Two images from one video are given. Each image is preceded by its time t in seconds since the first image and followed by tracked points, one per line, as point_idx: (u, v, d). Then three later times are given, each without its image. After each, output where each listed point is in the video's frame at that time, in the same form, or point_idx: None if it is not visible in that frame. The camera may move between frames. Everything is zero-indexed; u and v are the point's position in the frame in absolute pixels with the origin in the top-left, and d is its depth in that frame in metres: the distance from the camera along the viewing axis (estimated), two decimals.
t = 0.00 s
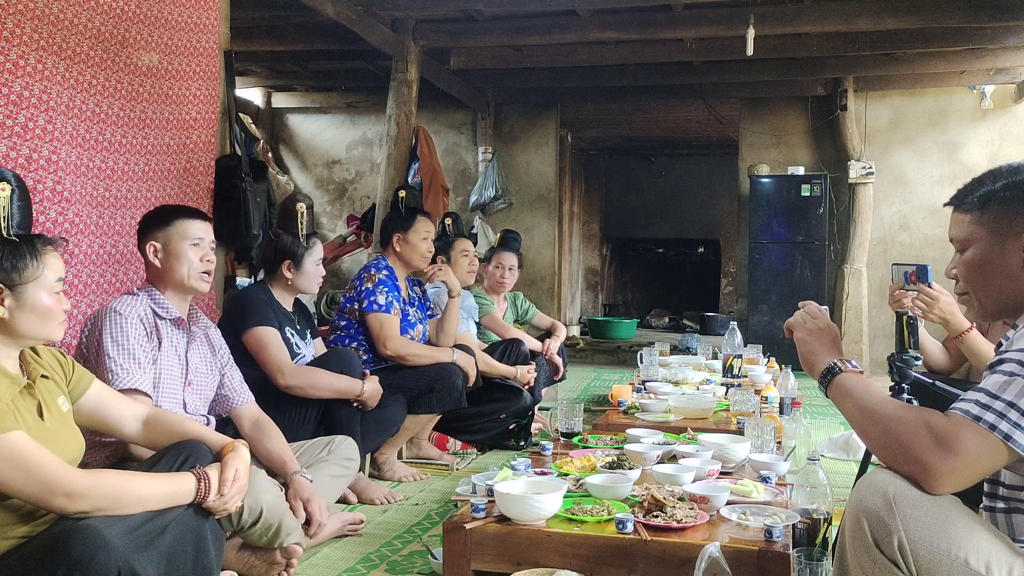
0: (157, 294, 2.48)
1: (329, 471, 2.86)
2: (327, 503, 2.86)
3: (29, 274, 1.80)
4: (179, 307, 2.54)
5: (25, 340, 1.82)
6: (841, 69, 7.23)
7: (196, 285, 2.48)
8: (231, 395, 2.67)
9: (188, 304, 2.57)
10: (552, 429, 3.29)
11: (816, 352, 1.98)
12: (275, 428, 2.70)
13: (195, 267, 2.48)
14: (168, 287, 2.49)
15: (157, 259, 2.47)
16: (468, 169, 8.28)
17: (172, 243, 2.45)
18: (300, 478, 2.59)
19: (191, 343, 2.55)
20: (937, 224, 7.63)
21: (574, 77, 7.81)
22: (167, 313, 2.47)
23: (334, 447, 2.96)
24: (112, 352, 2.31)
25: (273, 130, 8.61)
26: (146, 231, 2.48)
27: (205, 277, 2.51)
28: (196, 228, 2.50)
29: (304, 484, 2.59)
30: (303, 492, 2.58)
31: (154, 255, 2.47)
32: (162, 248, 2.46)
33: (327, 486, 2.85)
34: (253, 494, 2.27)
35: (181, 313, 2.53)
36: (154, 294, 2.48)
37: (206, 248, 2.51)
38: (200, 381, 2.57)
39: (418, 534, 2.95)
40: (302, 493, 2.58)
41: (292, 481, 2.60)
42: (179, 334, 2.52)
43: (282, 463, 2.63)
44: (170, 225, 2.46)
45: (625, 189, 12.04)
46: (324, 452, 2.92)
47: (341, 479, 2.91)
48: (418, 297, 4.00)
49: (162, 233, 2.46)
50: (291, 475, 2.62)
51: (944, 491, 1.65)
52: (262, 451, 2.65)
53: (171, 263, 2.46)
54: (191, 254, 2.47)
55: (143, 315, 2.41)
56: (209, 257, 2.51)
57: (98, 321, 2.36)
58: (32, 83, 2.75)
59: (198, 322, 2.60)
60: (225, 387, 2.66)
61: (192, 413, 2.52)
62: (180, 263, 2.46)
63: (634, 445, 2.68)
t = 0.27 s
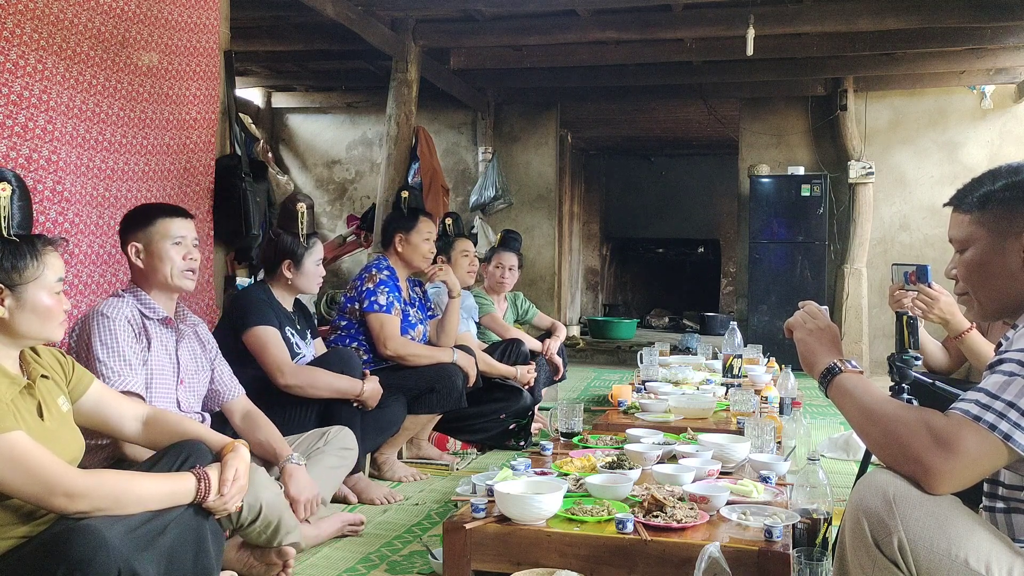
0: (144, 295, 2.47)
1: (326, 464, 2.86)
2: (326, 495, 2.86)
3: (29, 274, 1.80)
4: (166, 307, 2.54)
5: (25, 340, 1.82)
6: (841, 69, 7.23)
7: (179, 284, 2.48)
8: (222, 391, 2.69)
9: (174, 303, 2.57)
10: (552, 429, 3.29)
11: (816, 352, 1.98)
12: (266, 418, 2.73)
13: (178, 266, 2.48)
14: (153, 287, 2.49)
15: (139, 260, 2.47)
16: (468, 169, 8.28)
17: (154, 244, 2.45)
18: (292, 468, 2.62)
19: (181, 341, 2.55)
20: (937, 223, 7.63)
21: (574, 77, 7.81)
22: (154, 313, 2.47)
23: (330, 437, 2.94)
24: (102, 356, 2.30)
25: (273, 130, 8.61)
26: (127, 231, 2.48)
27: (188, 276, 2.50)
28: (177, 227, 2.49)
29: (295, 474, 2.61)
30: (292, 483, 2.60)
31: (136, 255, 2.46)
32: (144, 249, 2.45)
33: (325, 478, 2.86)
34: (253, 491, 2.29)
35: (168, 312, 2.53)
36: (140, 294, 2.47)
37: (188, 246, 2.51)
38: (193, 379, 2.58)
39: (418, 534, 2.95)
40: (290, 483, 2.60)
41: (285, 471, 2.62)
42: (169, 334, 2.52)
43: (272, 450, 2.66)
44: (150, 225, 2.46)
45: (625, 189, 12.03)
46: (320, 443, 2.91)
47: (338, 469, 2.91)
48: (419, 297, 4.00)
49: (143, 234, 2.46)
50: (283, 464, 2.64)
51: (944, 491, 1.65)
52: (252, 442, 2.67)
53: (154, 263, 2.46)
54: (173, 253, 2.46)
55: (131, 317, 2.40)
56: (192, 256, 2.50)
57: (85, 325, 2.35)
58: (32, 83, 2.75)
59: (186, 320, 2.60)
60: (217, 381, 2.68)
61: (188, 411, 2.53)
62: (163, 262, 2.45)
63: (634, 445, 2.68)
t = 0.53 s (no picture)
0: (124, 295, 2.47)
1: (322, 450, 2.90)
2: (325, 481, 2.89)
3: (30, 274, 1.80)
4: (148, 306, 2.54)
5: (25, 340, 1.82)
6: (841, 69, 7.23)
7: (160, 283, 2.48)
8: (215, 382, 2.71)
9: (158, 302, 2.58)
10: (552, 429, 3.29)
11: (816, 352, 1.98)
12: (259, 412, 2.72)
13: (158, 265, 2.48)
14: (133, 287, 2.49)
15: (118, 261, 2.47)
16: (468, 169, 8.28)
17: (132, 244, 2.45)
18: (285, 460, 2.59)
19: (167, 339, 2.56)
20: (937, 224, 7.63)
21: (574, 77, 7.81)
22: (136, 312, 2.47)
23: (323, 423, 2.97)
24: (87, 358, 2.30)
25: (273, 130, 8.62)
26: (105, 233, 2.48)
27: (168, 274, 2.50)
28: (155, 226, 2.49)
29: (289, 466, 2.59)
30: (287, 476, 2.58)
31: (115, 257, 2.46)
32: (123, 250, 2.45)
33: (322, 464, 2.89)
34: (252, 486, 2.29)
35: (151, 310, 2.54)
36: (121, 295, 2.47)
37: (167, 244, 2.51)
38: (181, 375, 2.59)
39: (418, 534, 2.95)
40: (285, 476, 2.58)
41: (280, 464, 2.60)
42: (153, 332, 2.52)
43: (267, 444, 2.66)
44: (126, 225, 2.46)
45: (625, 189, 12.03)
46: (313, 429, 2.95)
47: (334, 455, 2.95)
48: (420, 298, 4.00)
49: (121, 234, 2.46)
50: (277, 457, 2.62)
51: (944, 490, 1.65)
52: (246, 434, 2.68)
53: (133, 263, 2.45)
54: (152, 252, 2.46)
55: (112, 318, 2.40)
56: (171, 254, 2.50)
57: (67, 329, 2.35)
58: (32, 83, 2.75)
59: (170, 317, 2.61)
60: (208, 374, 2.70)
61: (179, 408, 2.55)
62: (142, 262, 2.45)
63: (634, 445, 2.68)
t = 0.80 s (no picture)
0: (103, 298, 2.48)
1: (314, 431, 2.89)
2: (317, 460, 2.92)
3: (30, 274, 1.80)
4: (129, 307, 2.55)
5: (25, 340, 1.82)
6: (841, 69, 7.23)
7: (141, 283, 2.49)
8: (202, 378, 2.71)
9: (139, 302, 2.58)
10: (552, 429, 3.29)
11: (816, 352, 1.98)
12: (248, 403, 2.73)
13: (139, 266, 2.49)
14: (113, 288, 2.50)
15: (99, 263, 2.47)
16: (468, 169, 8.28)
17: (113, 246, 2.46)
18: (277, 444, 2.59)
19: (150, 338, 2.56)
20: (936, 224, 7.63)
21: (574, 77, 7.81)
22: (115, 313, 2.48)
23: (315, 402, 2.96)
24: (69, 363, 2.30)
25: (273, 130, 8.62)
26: (87, 235, 2.49)
27: (149, 275, 2.51)
28: (137, 228, 2.51)
29: (281, 451, 2.59)
30: (280, 460, 2.58)
31: (95, 258, 2.47)
32: (103, 251, 2.46)
33: (314, 444, 2.90)
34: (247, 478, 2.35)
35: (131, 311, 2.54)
36: (99, 298, 2.48)
37: (148, 245, 2.52)
38: (169, 372, 2.59)
39: (418, 534, 2.95)
40: (278, 461, 2.58)
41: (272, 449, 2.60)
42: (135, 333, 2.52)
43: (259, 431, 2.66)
44: (108, 228, 2.48)
45: (625, 189, 12.03)
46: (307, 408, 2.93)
47: (325, 434, 2.95)
48: (420, 298, 3.99)
49: (102, 236, 2.47)
50: (268, 442, 2.62)
51: (944, 490, 1.65)
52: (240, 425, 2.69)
53: (114, 265, 2.46)
54: (133, 253, 2.48)
55: (90, 322, 2.40)
56: (152, 254, 2.52)
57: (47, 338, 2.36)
58: (32, 83, 2.75)
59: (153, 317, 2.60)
60: (196, 369, 2.71)
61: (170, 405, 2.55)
62: (122, 263, 2.46)
63: (634, 445, 2.68)
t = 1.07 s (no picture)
0: (88, 301, 2.48)
1: (306, 418, 2.88)
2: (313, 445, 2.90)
3: (30, 274, 1.80)
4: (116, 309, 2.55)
5: (25, 340, 1.83)
6: (841, 68, 7.23)
7: (131, 286, 2.50)
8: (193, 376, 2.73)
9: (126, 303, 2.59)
10: (552, 429, 3.29)
11: (816, 352, 1.98)
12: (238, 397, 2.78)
13: (129, 269, 2.50)
14: (100, 290, 2.50)
15: (89, 265, 2.47)
16: (468, 169, 8.28)
17: (103, 248, 2.46)
18: (270, 430, 2.65)
19: (138, 339, 2.58)
20: (937, 223, 7.63)
21: (574, 77, 7.81)
22: (102, 316, 2.48)
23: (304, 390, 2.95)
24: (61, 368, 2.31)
25: (273, 130, 8.62)
26: (77, 236, 2.48)
27: (138, 278, 2.52)
28: (127, 231, 2.51)
29: (274, 436, 2.64)
30: (275, 446, 2.63)
31: (85, 260, 2.47)
32: (94, 254, 2.47)
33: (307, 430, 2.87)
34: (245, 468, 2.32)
35: (118, 313, 2.55)
36: (85, 301, 2.48)
37: (138, 248, 2.53)
38: (159, 372, 2.61)
39: (418, 534, 2.95)
40: (273, 447, 2.63)
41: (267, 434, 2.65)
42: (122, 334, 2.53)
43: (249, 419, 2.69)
44: (98, 230, 2.48)
45: (625, 189, 12.02)
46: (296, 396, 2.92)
47: (317, 419, 2.93)
48: (420, 298, 4.00)
49: (92, 238, 2.47)
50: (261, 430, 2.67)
51: (944, 491, 1.65)
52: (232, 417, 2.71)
53: (104, 268, 2.46)
54: (123, 256, 2.48)
55: (77, 325, 2.40)
56: (141, 257, 2.52)
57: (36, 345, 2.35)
58: (32, 83, 2.75)
59: (139, 318, 2.62)
60: (187, 367, 2.73)
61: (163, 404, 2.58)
62: (113, 266, 2.47)
63: (634, 445, 2.68)
